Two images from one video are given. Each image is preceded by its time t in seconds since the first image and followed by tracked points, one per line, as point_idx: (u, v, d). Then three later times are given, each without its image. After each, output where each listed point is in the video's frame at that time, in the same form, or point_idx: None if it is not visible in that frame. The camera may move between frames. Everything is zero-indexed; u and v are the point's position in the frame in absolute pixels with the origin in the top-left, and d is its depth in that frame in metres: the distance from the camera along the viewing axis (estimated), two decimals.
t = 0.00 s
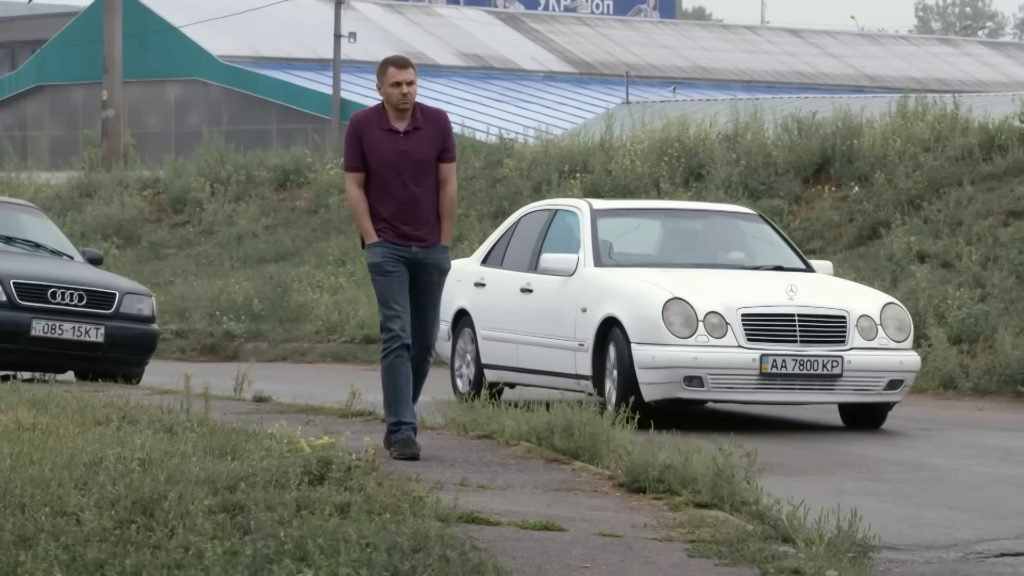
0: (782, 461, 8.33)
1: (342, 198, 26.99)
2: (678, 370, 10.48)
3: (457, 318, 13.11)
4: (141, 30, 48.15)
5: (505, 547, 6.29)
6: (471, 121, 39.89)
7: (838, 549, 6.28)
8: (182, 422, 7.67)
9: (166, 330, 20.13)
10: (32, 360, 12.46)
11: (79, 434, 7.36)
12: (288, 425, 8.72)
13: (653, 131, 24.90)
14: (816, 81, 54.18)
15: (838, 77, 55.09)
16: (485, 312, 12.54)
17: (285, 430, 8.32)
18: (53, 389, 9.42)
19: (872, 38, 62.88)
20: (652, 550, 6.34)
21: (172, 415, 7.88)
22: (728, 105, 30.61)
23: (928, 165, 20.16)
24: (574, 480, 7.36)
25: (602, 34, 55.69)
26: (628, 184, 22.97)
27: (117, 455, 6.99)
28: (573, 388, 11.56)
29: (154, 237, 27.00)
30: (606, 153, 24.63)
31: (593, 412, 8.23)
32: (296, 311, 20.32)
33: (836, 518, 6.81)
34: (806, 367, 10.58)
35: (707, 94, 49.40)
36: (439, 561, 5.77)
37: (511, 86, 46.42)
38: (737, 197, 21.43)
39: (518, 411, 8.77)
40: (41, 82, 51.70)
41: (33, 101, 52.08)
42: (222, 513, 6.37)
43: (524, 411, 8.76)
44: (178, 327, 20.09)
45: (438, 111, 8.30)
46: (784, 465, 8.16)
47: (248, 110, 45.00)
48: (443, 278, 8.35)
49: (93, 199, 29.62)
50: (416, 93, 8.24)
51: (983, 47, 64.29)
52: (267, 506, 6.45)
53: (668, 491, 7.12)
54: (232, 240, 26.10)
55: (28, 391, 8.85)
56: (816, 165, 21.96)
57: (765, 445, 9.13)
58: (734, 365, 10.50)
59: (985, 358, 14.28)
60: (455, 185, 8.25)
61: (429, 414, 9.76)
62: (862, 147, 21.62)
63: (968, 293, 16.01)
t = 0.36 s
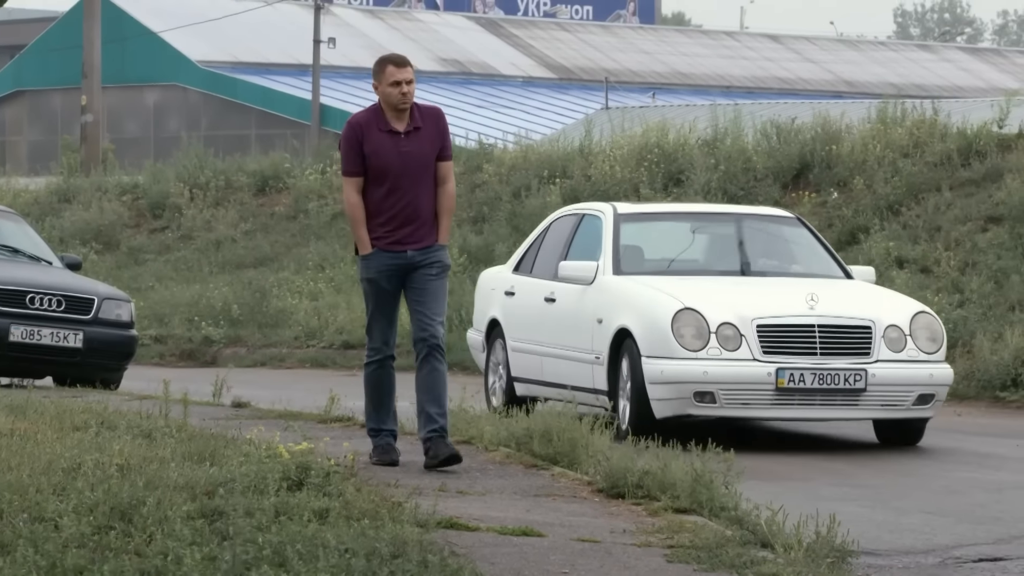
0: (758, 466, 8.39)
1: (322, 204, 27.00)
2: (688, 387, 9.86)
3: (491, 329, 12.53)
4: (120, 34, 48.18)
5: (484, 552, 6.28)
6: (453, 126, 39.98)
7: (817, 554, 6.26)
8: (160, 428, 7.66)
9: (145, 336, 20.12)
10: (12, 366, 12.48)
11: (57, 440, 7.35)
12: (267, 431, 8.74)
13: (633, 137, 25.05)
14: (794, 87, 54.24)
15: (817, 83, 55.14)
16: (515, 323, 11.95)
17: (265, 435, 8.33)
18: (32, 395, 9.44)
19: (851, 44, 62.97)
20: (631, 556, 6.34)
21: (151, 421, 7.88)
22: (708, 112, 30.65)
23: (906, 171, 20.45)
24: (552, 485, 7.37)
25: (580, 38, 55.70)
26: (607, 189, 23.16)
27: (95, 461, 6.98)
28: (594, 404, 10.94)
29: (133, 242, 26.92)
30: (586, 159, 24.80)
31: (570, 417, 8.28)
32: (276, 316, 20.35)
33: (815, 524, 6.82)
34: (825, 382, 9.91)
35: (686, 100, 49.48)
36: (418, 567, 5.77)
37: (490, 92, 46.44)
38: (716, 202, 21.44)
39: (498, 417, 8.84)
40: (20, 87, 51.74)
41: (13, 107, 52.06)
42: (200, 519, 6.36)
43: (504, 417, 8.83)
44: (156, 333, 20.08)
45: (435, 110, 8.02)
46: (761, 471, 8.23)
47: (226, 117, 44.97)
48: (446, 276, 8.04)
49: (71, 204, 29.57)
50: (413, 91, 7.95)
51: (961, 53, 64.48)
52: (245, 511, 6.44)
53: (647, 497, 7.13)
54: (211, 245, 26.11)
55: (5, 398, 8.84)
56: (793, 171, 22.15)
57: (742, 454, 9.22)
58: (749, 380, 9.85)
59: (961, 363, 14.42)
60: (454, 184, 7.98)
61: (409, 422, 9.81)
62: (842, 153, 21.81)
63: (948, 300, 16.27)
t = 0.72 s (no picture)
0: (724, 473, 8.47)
1: (292, 207, 27.00)
2: (700, 405, 9.16)
3: (519, 340, 11.90)
4: (92, 40, 48.24)
5: (454, 556, 6.27)
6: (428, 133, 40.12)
7: (787, 556, 6.23)
8: (130, 432, 7.66)
9: (115, 340, 20.08)
10: None
11: (26, 444, 7.34)
12: (237, 435, 8.76)
13: (604, 141, 25.22)
14: (763, 91, 54.09)
15: (786, 89, 54.94)
16: (539, 334, 11.30)
17: (235, 439, 8.35)
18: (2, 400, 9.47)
19: (820, 49, 62.93)
20: (602, 559, 6.33)
21: (121, 425, 7.87)
22: (680, 116, 30.75)
23: (876, 174, 20.90)
24: (522, 489, 7.40)
25: (552, 43, 55.77)
26: (577, 193, 23.51)
27: (65, 465, 6.97)
28: (614, 422, 10.27)
29: (103, 246, 26.85)
30: (556, 162, 24.95)
31: (539, 420, 8.35)
32: (246, 320, 20.36)
33: (784, 528, 6.85)
34: (850, 400, 9.18)
35: (658, 105, 49.47)
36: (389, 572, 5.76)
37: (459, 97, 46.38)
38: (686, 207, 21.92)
39: (467, 420, 8.90)
40: None
41: None
42: (170, 523, 6.33)
43: (474, 419, 8.89)
44: (126, 337, 20.04)
45: (441, 116, 7.77)
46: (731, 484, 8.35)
47: (196, 121, 44.87)
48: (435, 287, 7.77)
49: (41, 208, 29.53)
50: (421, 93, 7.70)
51: (931, 57, 64.46)
52: (216, 516, 6.43)
53: (618, 501, 7.14)
54: (181, 250, 26.10)
55: None
56: (764, 175, 22.59)
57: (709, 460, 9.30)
58: (767, 396, 9.14)
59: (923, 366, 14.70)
60: (452, 194, 7.71)
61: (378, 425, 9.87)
62: (812, 157, 22.32)
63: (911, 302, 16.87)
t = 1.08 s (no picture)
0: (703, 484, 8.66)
1: (264, 210, 26.99)
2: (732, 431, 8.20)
3: (548, 351, 10.98)
4: (64, 43, 48.22)
5: (427, 560, 6.26)
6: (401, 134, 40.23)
7: (760, 560, 6.21)
8: (103, 436, 7.66)
9: (87, 344, 20.07)
10: None
11: None
12: (211, 438, 8.78)
13: (577, 145, 25.31)
14: (738, 95, 54.22)
15: (760, 92, 55.04)
16: (568, 345, 10.34)
17: (207, 443, 8.38)
18: None
19: (793, 53, 62.90)
20: (575, 563, 6.33)
21: (93, 429, 7.88)
22: (651, 120, 30.85)
23: (850, 179, 21.80)
24: (495, 494, 7.44)
25: (524, 48, 55.73)
26: (550, 198, 23.52)
27: (37, 469, 6.96)
28: (643, 446, 9.27)
29: (75, 250, 26.82)
30: (529, 167, 24.94)
31: (511, 423, 8.42)
32: (219, 323, 20.37)
33: (756, 533, 6.85)
34: (898, 426, 8.16)
35: (629, 107, 49.39)
36: None
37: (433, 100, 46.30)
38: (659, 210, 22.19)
39: (440, 424, 8.96)
40: None
41: None
42: (142, 527, 6.31)
43: (445, 423, 8.95)
44: (99, 341, 20.04)
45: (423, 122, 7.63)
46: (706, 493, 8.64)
47: (169, 124, 44.49)
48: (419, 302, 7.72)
49: (12, 211, 29.49)
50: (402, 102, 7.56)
51: (903, 61, 64.48)
52: (187, 520, 6.41)
53: (590, 504, 7.17)
54: (153, 253, 26.06)
55: None
56: (736, 179, 22.87)
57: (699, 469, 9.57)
58: (807, 421, 8.14)
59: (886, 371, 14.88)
60: (438, 205, 7.59)
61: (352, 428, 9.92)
62: (784, 161, 22.68)
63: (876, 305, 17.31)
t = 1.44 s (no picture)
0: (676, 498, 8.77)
1: (240, 213, 26.96)
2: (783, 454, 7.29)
3: (588, 362, 10.11)
4: (40, 44, 48.15)
5: (402, 563, 6.25)
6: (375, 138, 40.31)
7: (736, 564, 6.20)
8: (78, 439, 7.65)
9: (63, 346, 20.05)
10: None
11: None
12: (185, 442, 8.78)
13: (553, 147, 25.33)
14: (714, 98, 54.25)
15: (735, 95, 54.98)
16: (609, 354, 9.49)
17: (182, 446, 8.39)
18: None
19: (770, 55, 62.93)
20: (550, 566, 6.33)
21: (68, 431, 7.87)
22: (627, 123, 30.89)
23: (825, 182, 21.91)
24: (472, 496, 7.45)
25: (500, 50, 55.73)
26: (527, 199, 23.48)
27: (13, 471, 6.95)
28: (687, 467, 8.42)
29: (50, 252, 26.78)
30: (505, 169, 24.97)
31: (487, 425, 8.46)
32: (195, 326, 20.37)
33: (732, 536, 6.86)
34: (966, 453, 7.21)
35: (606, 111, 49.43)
36: None
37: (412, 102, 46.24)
38: (635, 213, 22.28)
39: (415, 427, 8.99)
40: None
41: None
42: (117, 530, 6.29)
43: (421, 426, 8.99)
44: (74, 344, 20.01)
45: (410, 105, 7.41)
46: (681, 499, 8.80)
47: (145, 124, 44.53)
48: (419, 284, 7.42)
49: None
50: (389, 86, 7.34)
51: (880, 64, 64.64)
52: (163, 523, 6.39)
53: (566, 507, 7.18)
54: (129, 255, 26.02)
55: None
56: (712, 181, 22.93)
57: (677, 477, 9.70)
58: (865, 446, 7.22)
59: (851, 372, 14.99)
60: (429, 189, 7.39)
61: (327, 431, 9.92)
62: (760, 164, 22.74)
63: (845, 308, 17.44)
